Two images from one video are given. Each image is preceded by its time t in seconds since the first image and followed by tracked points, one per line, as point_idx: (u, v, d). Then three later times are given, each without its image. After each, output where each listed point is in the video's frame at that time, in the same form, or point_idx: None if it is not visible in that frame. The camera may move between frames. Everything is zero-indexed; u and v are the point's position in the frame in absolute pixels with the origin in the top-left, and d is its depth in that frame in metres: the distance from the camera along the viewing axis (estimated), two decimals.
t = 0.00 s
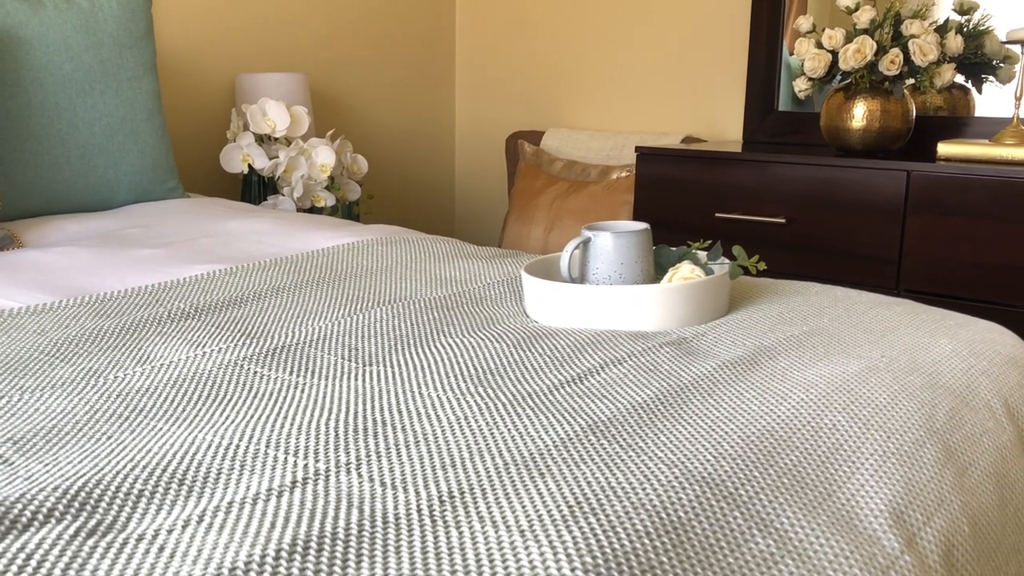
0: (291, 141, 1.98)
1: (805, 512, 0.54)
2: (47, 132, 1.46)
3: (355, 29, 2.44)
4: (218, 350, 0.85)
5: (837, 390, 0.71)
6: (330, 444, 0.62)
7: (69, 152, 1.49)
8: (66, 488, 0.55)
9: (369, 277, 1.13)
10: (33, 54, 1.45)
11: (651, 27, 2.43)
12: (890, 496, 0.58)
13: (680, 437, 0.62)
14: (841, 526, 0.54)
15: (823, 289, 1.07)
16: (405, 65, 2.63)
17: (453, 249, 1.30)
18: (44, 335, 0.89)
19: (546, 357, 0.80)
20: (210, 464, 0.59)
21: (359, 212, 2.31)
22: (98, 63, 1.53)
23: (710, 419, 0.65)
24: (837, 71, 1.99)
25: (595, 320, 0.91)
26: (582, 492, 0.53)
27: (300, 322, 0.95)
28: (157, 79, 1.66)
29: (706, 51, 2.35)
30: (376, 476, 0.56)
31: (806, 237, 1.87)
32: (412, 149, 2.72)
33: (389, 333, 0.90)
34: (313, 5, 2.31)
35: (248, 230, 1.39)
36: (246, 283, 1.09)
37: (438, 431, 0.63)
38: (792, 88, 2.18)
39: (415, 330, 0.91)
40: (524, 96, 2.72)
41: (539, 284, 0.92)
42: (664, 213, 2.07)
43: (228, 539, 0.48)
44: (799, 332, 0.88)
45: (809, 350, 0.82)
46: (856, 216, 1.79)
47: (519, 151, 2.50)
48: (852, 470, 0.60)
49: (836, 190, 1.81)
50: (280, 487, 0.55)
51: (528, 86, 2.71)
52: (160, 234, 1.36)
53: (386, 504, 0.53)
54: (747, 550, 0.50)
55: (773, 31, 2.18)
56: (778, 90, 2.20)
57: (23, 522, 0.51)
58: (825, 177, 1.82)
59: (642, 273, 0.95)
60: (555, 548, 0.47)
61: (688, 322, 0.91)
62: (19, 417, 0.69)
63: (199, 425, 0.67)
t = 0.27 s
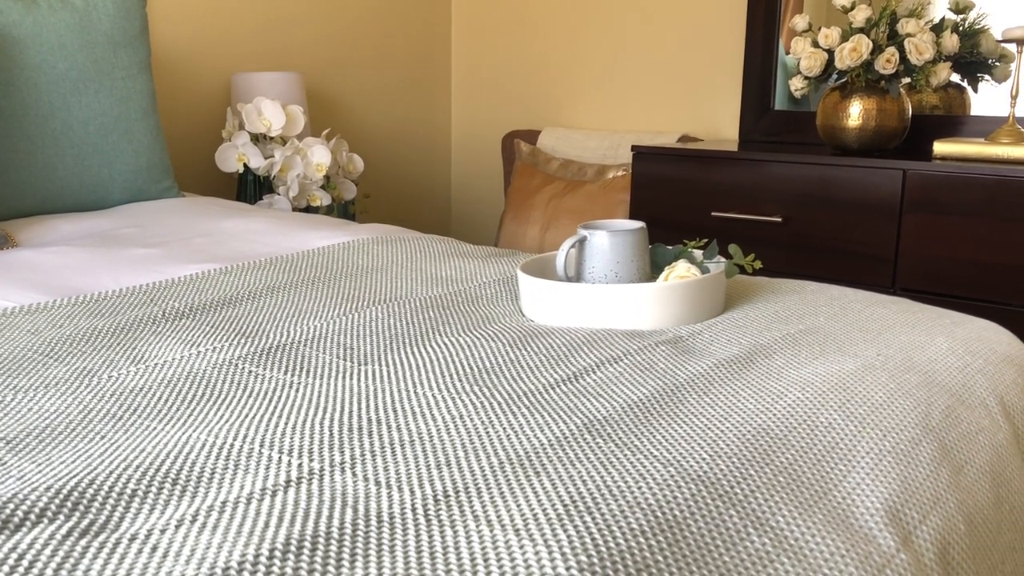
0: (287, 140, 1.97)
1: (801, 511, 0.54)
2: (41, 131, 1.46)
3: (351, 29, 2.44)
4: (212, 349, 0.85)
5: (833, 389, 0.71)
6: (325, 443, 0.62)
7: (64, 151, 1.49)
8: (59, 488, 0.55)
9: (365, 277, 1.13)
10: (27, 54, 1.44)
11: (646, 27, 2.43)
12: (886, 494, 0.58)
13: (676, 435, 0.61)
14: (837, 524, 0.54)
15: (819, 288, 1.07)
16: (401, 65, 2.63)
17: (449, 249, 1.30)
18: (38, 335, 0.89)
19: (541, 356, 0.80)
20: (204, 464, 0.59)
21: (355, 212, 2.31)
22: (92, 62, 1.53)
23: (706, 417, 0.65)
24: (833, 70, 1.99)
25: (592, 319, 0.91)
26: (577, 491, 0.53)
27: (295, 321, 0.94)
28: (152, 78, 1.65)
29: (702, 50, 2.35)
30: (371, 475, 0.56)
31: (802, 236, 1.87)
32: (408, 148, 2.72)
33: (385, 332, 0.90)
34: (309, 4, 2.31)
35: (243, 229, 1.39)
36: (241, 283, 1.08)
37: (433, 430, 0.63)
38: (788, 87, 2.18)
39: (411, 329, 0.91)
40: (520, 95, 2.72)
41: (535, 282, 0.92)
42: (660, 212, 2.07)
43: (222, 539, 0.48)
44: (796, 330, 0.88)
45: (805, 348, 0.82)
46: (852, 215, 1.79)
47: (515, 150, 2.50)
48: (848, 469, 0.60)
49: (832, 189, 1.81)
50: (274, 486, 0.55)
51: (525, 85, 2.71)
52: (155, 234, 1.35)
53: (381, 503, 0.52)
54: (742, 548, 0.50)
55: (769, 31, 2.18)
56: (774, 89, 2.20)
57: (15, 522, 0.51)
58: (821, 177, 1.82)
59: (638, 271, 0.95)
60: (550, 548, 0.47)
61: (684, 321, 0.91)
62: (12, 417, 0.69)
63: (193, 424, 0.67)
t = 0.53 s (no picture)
0: (282, 140, 1.97)
1: (797, 510, 0.54)
2: (36, 131, 1.45)
3: (347, 28, 2.44)
4: (207, 349, 0.84)
5: (829, 388, 0.71)
6: (320, 443, 0.61)
7: (60, 151, 1.49)
8: (53, 489, 0.55)
9: (361, 276, 1.13)
10: (22, 53, 1.44)
11: (643, 26, 2.43)
12: (881, 493, 0.58)
13: (672, 435, 0.61)
14: (833, 523, 0.54)
15: (815, 287, 1.07)
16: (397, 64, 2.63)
17: (446, 248, 1.29)
18: (33, 335, 0.89)
19: (537, 355, 0.80)
20: (198, 464, 0.59)
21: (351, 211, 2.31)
22: (88, 62, 1.53)
23: (702, 417, 0.65)
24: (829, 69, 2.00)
25: (587, 318, 0.90)
26: (573, 491, 0.53)
27: (291, 321, 0.94)
28: (147, 78, 1.65)
29: (698, 49, 2.35)
30: (366, 475, 0.56)
31: (798, 235, 1.87)
32: (405, 148, 2.71)
33: (380, 332, 0.89)
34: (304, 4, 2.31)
35: (239, 229, 1.38)
36: (237, 283, 1.08)
37: (429, 430, 0.63)
38: (784, 86, 2.18)
39: (407, 329, 0.90)
40: (516, 95, 2.72)
41: (531, 281, 0.92)
42: (657, 211, 2.07)
43: (217, 539, 0.48)
44: (792, 329, 0.88)
45: (801, 347, 0.82)
46: (848, 214, 1.79)
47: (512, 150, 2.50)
48: (844, 468, 0.60)
49: (828, 188, 1.81)
50: (269, 487, 0.55)
51: (521, 84, 2.70)
52: (151, 234, 1.35)
53: (376, 503, 0.52)
54: (738, 548, 0.50)
55: (765, 30, 2.18)
56: (770, 88, 2.21)
57: (8, 523, 0.51)
58: (817, 176, 1.82)
59: (634, 271, 0.95)
60: (545, 548, 0.47)
61: (680, 320, 0.91)
62: (6, 418, 0.69)
63: (188, 424, 0.66)
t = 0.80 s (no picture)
0: (278, 140, 1.97)
1: (791, 509, 0.54)
2: (31, 131, 1.45)
3: (343, 28, 2.44)
4: (202, 350, 0.84)
5: (824, 387, 0.71)
6: (314, 443, 0.61)
7: (55, 152, 1.48)
8: (46, 490, 0.55)
9: (356, 276, 1.12)
10: (17, 53, 1.44)
11: (639, 26, 2.43)
12: (876, 492, 0.58)
13: (667, 435, 0.61)
14: (827, 522, 0.54)
15: (810, 286, 1.07)
16: (393, 64, 2.63)
17: (442, 248, 1.29)
18: (27, 336, 0.89)
19: (533, 355, 0.80)
20: (192, 465, 0.58)
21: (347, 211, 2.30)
22: (83, 62, 1.52)
23: (697, 416, 0.65)
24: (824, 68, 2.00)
25: (583, 318, 0.90)
26: (567, 491, 0.53)
27: (286, 321, 0.94)
28: (143, 78, 1.64)
29: (694, 49, 2.35)
30: (360, 476, 0.56)
31: (794, 235, 1.87)
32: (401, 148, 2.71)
33: (375, 332, 0.89)
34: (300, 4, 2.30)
35: (235, 229, 1.38)
36: (231, 283, 1.08)
37: (424, 430, 0.63)
38: (780, 86, 2.18)
39: (402, 329, 0.90)
40: (513, 94, 2.72)
41: (526, 281, 0.92)
42: (653, 211, 2.07)
43: (210, 540, 0.48)
44: (787, 329, 0.88)
45: (796, 346, 0.82)
46: (844, 213, 1.80)
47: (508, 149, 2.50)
48: (838, 468, 0.60)
49: (824, 188, 1.81)
50: (263, 487, 0.55)
51: (518, 84, 2.70)
52: (146, 234, 1.35)
53: (370, 504, 0.52)
54: (732, 548, 0.50)
55: (761, 29, 2.18)
56: (766, 88, 2.21)
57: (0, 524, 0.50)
58: (813, 175, 1.82)
59: (629, 270, 0.95)
60: (539, 548, 0.47)
61: (676, 319, 0.91)
62: None
63: (182, 425, 0.66)
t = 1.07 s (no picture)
0: (275, 139, 1.97)
1: (787, 509, 0.54)
2: (26, 131, 1.45)
3: (339, 28, 2.43)
4: (197, 350, 0.84)
5: (820, 386, 0.71)
6: (309, 443, 0.61)
7: (50, 151, 1.48)
8: (40, 490, 0.55)
9: (352, 276, 1.12)
10: (12, 53, 1.43)
11: (635, 26, 2.44)
12: (872, 492, 0.58)
13: (662, 434, 0.61)
14: (823, 522, 0.54)
15: (806, 286, 1.07)
16: (390, 64, 2.62)
17: (438, 248, 1.29)
18: (22, 336, 0.88)
19: (529, 355, 0.80)
20: (187, 465, 0.58)
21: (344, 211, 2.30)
22: (78, 61, 1.52)
23: (692, 416, 0.65)
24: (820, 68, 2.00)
25: (578, 318, 0.90)
26: (562, 491, 0.53)
27: (282, 321, 0.94)
28: (138, 77, 1.64)
29: (690, 49, 2.35)
30: (356, 476, 0.56)
31: (791, 234, 1.87)
32: (397, 148, 2.71)
33: (371, 332, 0.89)
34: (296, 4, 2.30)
35: (231, 229, 1.38)
36: (227, 283, 1.08)
37: (419, 430, 0.63)
38: (776, 86, 2.18)
39: (398, 329, 0.90)
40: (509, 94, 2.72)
41: (522, 281, 0.92)
42: (649, 210, 2.07)
43: (205, 541, 0.48)
44: (783, 328, 0.88)
45: (792, 346, 0.82)
46: (840, 213, 1.80)
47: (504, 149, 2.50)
48: (834, 467, 0.60)
49: (819, 187, 1.81)
50: (258, 487, 0.55)
51: (514, 84, 2.70)
52: (142, 234, 1.34)
53: (365, 504, 0.52)
54: (728, 547, 0.50)
55: (757, 29, 2.18)
56: (763, 88, 2.21)
57: None
58: (809, 175, 1.82)
59: (625, 270, 0.95)
60: (534, 548, 0.47)
61: (672, 319, 0.91)
62: None
63: (177, 425, 0.66)
